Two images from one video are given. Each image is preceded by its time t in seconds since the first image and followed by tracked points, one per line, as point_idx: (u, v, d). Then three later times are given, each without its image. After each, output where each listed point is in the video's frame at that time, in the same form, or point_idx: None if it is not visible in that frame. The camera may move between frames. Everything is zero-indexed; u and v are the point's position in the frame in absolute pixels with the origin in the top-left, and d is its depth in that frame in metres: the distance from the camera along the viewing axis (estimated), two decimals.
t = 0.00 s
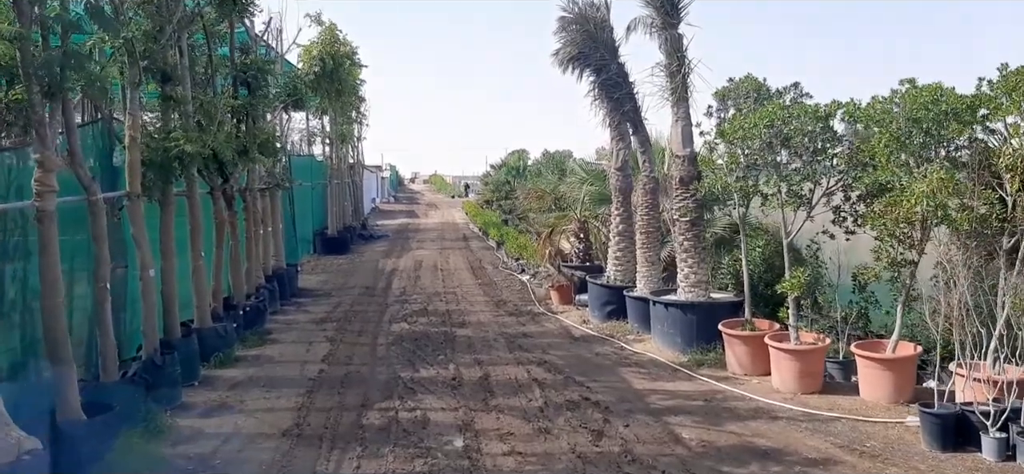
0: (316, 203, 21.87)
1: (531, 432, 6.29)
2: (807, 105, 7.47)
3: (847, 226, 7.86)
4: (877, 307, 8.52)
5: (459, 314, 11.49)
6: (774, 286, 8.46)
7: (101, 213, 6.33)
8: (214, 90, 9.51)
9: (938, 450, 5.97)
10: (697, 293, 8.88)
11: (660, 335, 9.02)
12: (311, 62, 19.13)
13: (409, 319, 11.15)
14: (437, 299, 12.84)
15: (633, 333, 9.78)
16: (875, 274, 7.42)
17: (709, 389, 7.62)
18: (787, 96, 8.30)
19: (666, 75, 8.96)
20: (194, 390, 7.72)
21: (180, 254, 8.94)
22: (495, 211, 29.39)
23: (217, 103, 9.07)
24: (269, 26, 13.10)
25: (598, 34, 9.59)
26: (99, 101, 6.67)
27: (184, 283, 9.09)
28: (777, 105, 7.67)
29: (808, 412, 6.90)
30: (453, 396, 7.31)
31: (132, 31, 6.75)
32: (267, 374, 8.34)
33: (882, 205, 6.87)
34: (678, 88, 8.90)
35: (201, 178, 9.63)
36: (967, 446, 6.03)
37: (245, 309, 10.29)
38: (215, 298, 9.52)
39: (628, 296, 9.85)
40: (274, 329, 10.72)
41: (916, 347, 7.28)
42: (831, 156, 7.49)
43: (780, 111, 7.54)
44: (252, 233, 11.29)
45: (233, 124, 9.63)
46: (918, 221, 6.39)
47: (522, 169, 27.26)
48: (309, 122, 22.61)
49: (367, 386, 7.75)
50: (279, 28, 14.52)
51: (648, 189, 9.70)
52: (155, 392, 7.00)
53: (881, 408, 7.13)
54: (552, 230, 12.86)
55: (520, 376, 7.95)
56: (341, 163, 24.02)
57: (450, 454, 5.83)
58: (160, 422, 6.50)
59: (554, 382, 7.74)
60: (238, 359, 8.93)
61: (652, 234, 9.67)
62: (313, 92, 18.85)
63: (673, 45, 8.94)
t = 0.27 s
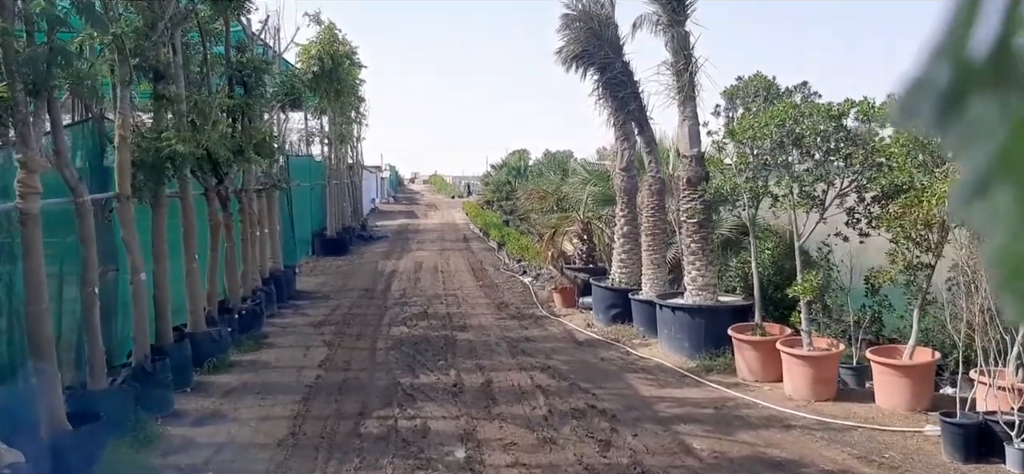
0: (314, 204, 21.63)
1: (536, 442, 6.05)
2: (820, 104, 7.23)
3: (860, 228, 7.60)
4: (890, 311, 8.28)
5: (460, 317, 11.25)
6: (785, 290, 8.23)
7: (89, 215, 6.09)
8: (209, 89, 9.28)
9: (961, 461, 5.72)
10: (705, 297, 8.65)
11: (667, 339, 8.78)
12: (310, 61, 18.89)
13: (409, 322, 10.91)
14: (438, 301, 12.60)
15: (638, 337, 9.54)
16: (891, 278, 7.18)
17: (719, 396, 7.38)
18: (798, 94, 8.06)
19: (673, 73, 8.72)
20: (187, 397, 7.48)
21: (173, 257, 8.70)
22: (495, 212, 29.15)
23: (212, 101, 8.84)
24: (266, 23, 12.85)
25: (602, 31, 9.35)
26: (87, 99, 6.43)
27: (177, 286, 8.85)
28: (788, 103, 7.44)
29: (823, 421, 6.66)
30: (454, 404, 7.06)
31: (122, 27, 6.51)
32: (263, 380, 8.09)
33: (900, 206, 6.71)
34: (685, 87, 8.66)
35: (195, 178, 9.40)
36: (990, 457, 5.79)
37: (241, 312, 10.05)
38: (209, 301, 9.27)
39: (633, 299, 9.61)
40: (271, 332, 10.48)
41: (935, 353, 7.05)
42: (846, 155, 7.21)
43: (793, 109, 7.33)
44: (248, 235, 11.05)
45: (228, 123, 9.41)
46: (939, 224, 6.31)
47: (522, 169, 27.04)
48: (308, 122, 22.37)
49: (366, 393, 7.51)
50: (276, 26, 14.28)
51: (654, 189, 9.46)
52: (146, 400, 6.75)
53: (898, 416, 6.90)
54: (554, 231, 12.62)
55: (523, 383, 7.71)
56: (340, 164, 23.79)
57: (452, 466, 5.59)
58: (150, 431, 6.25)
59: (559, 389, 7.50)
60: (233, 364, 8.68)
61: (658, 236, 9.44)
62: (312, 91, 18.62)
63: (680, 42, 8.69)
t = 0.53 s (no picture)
0: (314, 208, 21.44)
1: (540, 455, 5.85)
2: (832, 106, 7.09)
3: (872, 234, 7.43)
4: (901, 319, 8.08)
5: (461, 324, 11.06)
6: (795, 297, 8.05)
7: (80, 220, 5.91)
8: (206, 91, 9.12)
9: None
10: (712, 304, 8.46)
11: (673, 348, 8.58)
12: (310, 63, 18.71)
13: (409, 329, 10.72)
14: (439, 307, 12.41)
15: (643, 345, 9.34)
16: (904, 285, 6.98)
17: (728, 407, 7.17)
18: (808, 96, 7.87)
19: (679, 74, 8.55)
20: (181, 407, 7.29)
21: (169, 262, 8.52)
22: (496, 216, 28.95)
23: (208, 103, 8.68)
24: (265, 24, 12.67)
25: (607, 32, 9.17)
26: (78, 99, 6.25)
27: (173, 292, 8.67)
28: (799, 106, 7.27)
29: (836, 433, 6.45)
30: (456, 415, 6.87)
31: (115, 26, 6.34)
32: (259, 389, 7.90)
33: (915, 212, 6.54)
34: (692, 89, 8.47)
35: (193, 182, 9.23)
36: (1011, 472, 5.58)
37: (238, 319, 9.86)
38: (206, 307, 9.09)
39: (638, 306, 9.42)
40: (268, 339, 10.28)
41: (950, 363, 6.84)
42: (858, 160, 7.04)
43: (804, 111, 7.15)
44: (246, 239, 10.86)
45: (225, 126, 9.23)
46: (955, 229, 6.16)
47: (523, 172, 26.87)
48: (308, 125, 22.21)
49: (365, 403, 7.31)
50: (276, 28, 14.11)
51: (660, 194, 9.28)
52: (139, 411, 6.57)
53: (912, 428, 6.69)
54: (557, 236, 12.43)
55: (526, 393, 7.51)
56: (340, 167, 23.60)
57: None
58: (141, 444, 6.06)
59: (563, 399, 7.31)
60: (229, 373, 8.49)
61: (663, 242, 9.25)
62: (312, 94, 18.45)
63: (687, 43, 8.52)
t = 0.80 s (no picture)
0: (312, 209, 21.21)
1: (545, 467, 5.62)
2: (845, 102, 6.82)
3: (886, 234, 7.20)
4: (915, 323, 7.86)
5: (461, 328, 10.83)
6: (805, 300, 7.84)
7: (65, 224, 5.67)
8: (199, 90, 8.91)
9: None
10: (719, 307, 8.23)
11: (679, 352, 8.35)
12: (308, 63, 18.51)
13: (409, 333, 10.49)
14: (439, 311, 12.18)
15: (649, 349, 9.11)
16: (919, 288, 6.72)
17: (738, 414, 6.95)
18: (818, 93, 7.65)
19: (684, 71, 8.34)
20: (173, 417, 7.05)
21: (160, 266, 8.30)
22: (496, 217, 28.71)
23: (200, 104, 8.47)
24: (261, 23, 12.47)
25: (610, 28, 8.97)
26: (65, 98, 6.05)
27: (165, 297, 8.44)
28: (809, 103, 7.05)
29: (851, 441, 6.22)
30: (457, 423, 6.64)
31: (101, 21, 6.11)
32: (254, 397, 7.66)
33: (931, 211, 6.33)
34: (698, 86, 8.26)
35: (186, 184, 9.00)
36: None
37: (233, 324, 9.63)
38: (201, 313, 8.86)
39: (643, 310, 9.19)
40: (264, 345, 10.05)
41: (967, 369, 6.61)
42: (873, 158, 6.77)
43: (815, 109, 6.94)
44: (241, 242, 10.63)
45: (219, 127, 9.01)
46: (976, 230, 5.90)
47: (523, 173, 26.63)
48: (305, 126, 21.98)
49: (363, 412, 7.08)
50: (272, 27, 13.90)
51: (665, 194, 9.05)
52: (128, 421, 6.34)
53: (929, 436, 6.46)
54: (558, 237, 12.21)
55: (529, 400, 7.28)
56: (338, 168, 23.38)
57: None
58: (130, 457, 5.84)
59: (567, 407, 7.08)
60: (223, 380, 8.25)
61: (668, 243, 9.02)
62: (309, 94, 18.22)
63: (693, 39, 8.32)
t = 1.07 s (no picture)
0: (311, 211, 21.00)
1: None
2: (859, 103, 6.61)
3: (900, 239, 6.99)
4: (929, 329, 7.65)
5: (462, 332, 10.60)
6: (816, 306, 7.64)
7: (50, 227, 5.44)
8: (194, 89, 8.69)
9: None
10: (727, 313, 8.01)
11: (686, 359, 8.13)
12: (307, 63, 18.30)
13: (408, 338, 10.27)
14: (439, 314, 11.95)
15: (654, 355, 8.89)
16: (935, 294, 6.52)
17: (748, 423, 6.73)
18: (830, 93, 7.42)
19: (692, 71, 8.12)
20: (164, 426, 6.84)
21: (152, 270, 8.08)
22: (497, 219, 28.48)
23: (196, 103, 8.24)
24: (259, 22, 12.25)
25: (615, 27, 8.75)
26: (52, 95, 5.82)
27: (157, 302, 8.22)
28: (822, 103, 6.83)
29: (866, 453, 6.01)
30: (457, 433, 6.42)
31: (90, 16, 5.89)
32: (249, 405, 7.45)
33: (949, 216, 6.12)
34: (706, 86, 8.03)
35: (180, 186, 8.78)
36: None
37: (229, 329, 9.41)
38: (195, 317, 8.65)
39: (648, 315, 8.97)
40: (261, 349, 9.83)
41: (985, 378, 6.40)
42: (888, 160, 6.56)
43: (828, 109, 6.72)
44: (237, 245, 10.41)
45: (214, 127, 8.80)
46: (999, 235, 5.69)
47: (524, 175, 26.40)
48: (304, 127, 21.75)
49: (360, 420, 6.87)
50: (270, 26, 13.68)
51: (671, 197, 8.83)
52: (116, 432, 6.12)
53: (946, 448, 6.24)
54: (561, 240, 11.98)
55: (532, 409, 7.06)
56: (338, 169, 23.16)
57: None
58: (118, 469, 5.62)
59: (572, 416, 6.86)
60: (218, 387, 8.04)
61: (674, 247, 8.81)
62: (308, 95, 17.99)
63: (700, 38, 8.10)
